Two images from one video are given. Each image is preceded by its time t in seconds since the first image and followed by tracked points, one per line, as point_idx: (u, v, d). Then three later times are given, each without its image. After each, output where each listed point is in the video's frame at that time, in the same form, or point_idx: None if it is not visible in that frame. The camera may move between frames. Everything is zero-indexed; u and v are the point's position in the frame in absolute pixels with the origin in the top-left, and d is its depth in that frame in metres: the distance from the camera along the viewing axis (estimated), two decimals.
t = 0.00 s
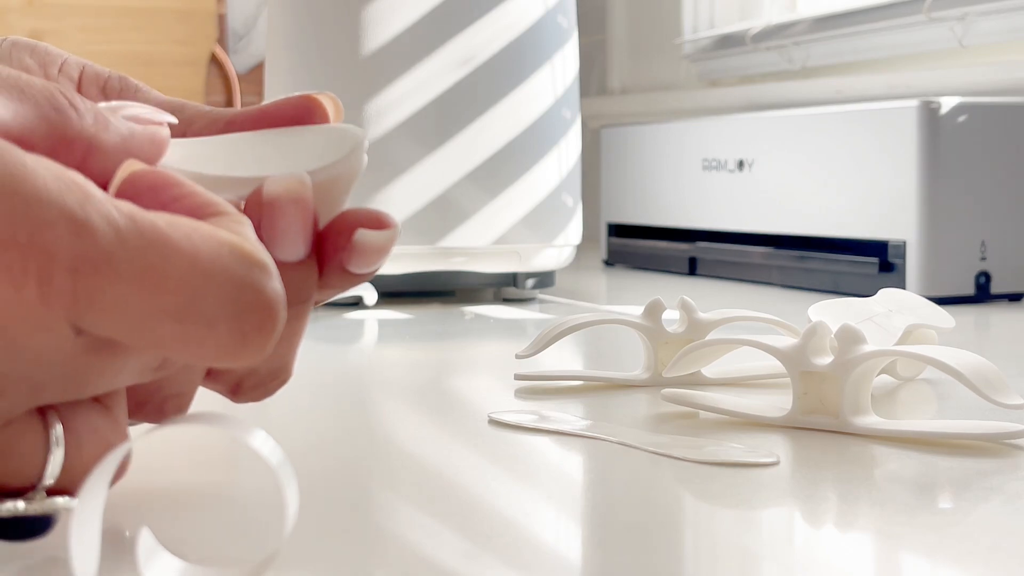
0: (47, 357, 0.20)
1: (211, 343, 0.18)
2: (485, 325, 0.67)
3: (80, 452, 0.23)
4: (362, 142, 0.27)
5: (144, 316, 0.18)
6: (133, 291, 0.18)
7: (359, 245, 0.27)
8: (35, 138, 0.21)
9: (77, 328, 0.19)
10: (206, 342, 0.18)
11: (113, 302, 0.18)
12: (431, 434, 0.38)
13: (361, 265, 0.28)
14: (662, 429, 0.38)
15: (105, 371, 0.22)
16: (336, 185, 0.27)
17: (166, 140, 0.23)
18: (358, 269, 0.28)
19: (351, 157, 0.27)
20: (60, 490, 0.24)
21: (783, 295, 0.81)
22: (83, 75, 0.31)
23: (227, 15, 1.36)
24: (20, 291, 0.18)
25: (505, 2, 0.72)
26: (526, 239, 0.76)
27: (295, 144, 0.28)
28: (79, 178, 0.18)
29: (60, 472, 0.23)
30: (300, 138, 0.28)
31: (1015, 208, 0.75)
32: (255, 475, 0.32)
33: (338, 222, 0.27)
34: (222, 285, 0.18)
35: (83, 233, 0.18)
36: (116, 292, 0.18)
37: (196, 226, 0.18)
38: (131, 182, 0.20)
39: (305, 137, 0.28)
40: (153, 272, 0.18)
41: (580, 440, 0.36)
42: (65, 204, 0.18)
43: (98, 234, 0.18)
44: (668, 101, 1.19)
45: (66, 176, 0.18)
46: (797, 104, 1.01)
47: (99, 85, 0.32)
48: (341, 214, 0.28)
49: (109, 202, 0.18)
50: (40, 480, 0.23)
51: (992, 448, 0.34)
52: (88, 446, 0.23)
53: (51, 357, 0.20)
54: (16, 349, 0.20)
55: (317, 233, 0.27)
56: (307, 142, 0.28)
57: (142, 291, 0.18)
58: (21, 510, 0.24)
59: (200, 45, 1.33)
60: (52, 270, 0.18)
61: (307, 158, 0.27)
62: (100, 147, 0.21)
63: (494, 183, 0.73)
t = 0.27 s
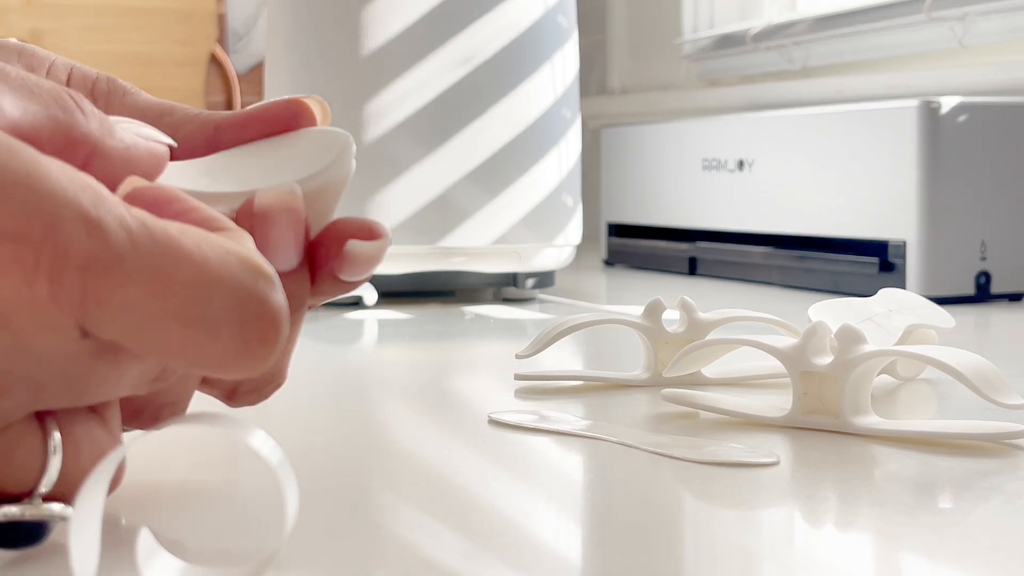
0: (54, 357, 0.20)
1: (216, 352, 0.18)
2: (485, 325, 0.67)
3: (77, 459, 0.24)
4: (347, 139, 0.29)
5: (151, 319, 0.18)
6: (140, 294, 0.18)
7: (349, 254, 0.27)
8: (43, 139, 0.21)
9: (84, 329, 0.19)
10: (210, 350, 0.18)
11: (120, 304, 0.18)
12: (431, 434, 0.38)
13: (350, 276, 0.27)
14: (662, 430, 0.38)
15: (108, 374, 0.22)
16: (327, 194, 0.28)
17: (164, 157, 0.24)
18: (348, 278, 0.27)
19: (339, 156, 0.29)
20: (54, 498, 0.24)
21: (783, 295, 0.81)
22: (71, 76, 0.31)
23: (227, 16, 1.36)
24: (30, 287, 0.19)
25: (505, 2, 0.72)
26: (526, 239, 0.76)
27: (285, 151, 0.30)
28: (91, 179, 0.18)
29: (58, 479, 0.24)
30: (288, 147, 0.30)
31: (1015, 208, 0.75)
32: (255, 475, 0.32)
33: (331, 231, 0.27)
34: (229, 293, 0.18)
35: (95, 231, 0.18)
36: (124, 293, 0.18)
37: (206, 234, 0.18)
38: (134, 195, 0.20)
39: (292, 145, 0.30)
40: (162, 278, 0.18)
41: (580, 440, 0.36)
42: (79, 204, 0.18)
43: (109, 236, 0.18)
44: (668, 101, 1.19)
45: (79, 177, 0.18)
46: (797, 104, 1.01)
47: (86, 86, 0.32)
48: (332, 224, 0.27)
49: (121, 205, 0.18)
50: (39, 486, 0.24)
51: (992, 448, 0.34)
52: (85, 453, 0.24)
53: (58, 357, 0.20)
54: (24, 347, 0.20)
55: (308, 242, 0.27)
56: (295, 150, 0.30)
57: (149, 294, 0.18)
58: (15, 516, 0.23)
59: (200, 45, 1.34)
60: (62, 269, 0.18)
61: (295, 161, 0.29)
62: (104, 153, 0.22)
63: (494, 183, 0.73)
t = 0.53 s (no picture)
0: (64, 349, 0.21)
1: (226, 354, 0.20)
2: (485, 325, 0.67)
3: (78, 456, 0.24)
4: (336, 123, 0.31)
5: (167, 314, 0.19)
6: (160, 289, 0.19)
7: (348, 243, 0.27)
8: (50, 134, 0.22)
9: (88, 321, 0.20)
10: (221, 348, 0.20)
11: (137, 297, 0.19)
12: (431, 434, 0.38)
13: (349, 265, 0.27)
14: (662, 430, 0.38)
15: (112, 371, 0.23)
16: (321, 183, 0.29)
17: (165, 165, 0.24)
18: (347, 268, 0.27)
19: (331, 142, 0.30)
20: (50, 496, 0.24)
21: (783, 295, 0.81)
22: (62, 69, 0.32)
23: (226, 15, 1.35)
24: (48, 275, 0.19)
25: (505, 2, 0.72)
26: (526, 239, 0.76)
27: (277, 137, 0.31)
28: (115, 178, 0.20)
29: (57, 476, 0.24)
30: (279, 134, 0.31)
31: (1016, 208, 0.75)
32: (255, 475, 0.32)
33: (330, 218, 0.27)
34: (246, 296, 0.19)
35: (119, 224, 0.19)
36: (142, 287, 0.19)
37: (219, 239, 0.20)
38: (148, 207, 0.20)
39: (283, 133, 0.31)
40: (181, 276, 0.19)
41: (580, 440, 0.36)
42: (105, 198, 0.19)
43: (133, 231, 0.19)
44: (668, 101, 1.19)
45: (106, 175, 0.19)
46: (797, 104, 1.01)
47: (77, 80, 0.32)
48: (329, 214, 0.27)
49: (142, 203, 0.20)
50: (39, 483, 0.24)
51: (992, 448, 0.34)
52: (86, 451, 0.24)
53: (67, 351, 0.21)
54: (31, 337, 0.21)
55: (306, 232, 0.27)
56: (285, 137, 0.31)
57: (168, 290, 0.19)
58: (15, 510, 0.23)
59: (200, 45, 1.33)
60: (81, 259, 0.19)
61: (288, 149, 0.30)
62: (108, 151, 0.23)
63: (494, 183, 0.73)
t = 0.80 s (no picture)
0: (73, 349, 0.21)
1: (231, 360, 0.20)
2: (485, 325, 0.67)
3: (78, 458, 0.24)
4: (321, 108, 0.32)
5: (181, 315, 0.19)
6: (175, 290, 0.19)
7: (337, 237, 0.27)
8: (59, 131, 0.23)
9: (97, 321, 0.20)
10: (226, 355, 0.20)
11: (152, 295, 0.19)
12: (431, 434, 0.38)
13: (339, 256, 0.27)
14: (661, 429, 0.38)
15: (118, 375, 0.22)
16: (308, 170, 0.30)
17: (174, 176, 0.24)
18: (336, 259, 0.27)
19: (316, 127, 0.31)
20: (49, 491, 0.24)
21: (783, 295, 0.81)
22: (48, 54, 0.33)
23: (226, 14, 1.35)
24: (65, 267, 0.19)
25: (505, 2, 0.72)
26: (526, 239, 0.76)
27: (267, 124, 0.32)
28: (134, 181, 0.20)
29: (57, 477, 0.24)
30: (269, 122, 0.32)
31: (1016, 208, 0.75)
32: (255, 474, 0.32)
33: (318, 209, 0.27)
34: (258, 303, 0.19)
35: (137, 221, 0.19)
36: (157, 286, 0.19)
37: (233, 247, 0.20)
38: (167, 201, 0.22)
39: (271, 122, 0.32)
40: (192, 277, 0.19)
41: (580, 440, 0.36)
42: (124, 194, 0.19)
43: (151, 230, 0.19)
44: (667, 101, 1.19)
45: (123, 175, 0.20)
46: (797, 104, 1.01)
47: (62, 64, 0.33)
48: (319, 205, 0.27)
49: (160, 205, 0.20)
50: (42, 482, 0.24)
51: (992, 448, 0.34)
52: (86, 453, 0.25)
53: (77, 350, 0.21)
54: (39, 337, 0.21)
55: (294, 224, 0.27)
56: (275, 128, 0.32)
57: (183, 291, 0.19)
58: (20, 504, 0.23)
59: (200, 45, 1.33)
60: (99, 253, 0.19)
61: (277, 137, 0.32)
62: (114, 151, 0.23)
63: (494, 183, 0.73)
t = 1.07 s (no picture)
0: (84, 321, 0.22)
1: (237, 320, 0.21)
2: (485, 325, 0.67)
3: (90, 442, 0.25)
4: (310, 120, 0.29)
5: (188, 279, 0.21)
6: (184, 252, 0.21)
7: (299, 228, 0.26)
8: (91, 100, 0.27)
9: (109, 293, 0.22)
10: (233, 316, 0.21)
11: (162, 260, 0.21)
12: (431, 433, 0.38)
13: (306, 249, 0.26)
14: (661, 429, 0.38)
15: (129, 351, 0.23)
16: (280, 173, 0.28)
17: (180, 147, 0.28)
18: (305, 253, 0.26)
19: (297, 143, 0.29)
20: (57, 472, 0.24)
21: (783, 295, 0.81)
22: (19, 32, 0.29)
23: (227, 13, 1.35)
24: (83, 231, 0.21)
25: (505, 2, 0.72)
26: (526, 239, 0.76)
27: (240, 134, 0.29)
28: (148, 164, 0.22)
29: (72, 457, 0.24)
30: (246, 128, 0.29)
31: (1016, 208, 0.75)
32: (255, 474, 0.32)
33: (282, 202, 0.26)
34: (260, 270, 0.21)
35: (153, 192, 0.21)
36: (167, 249, 0.21)
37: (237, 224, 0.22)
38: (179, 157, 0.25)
39: (248, 132, 0.29)
40: (203, 243, 0.21)
41: (580, 440, 0.36)
42: (139, 166, 0.21)
43: (167, 200, 0.21)
44: (667, 101, 1.19)
45: (139, 158, 0.22)
46: (797, 104, 1.01)
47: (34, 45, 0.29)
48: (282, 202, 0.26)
49: (172, 184, 0.22)
50: (57, 459, 0.24)
51: (992, 449, 0.34)
52: (99, 437, 0.25)
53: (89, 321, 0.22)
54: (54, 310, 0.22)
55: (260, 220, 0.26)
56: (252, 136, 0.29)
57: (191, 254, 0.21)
58: (37, 479, 0.23)
59: (201, 45, 1.33)
60: (115, 218, 0.21)
61: (254, 151, 0.28)
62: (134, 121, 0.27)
63: (494, 183, 0.73)
